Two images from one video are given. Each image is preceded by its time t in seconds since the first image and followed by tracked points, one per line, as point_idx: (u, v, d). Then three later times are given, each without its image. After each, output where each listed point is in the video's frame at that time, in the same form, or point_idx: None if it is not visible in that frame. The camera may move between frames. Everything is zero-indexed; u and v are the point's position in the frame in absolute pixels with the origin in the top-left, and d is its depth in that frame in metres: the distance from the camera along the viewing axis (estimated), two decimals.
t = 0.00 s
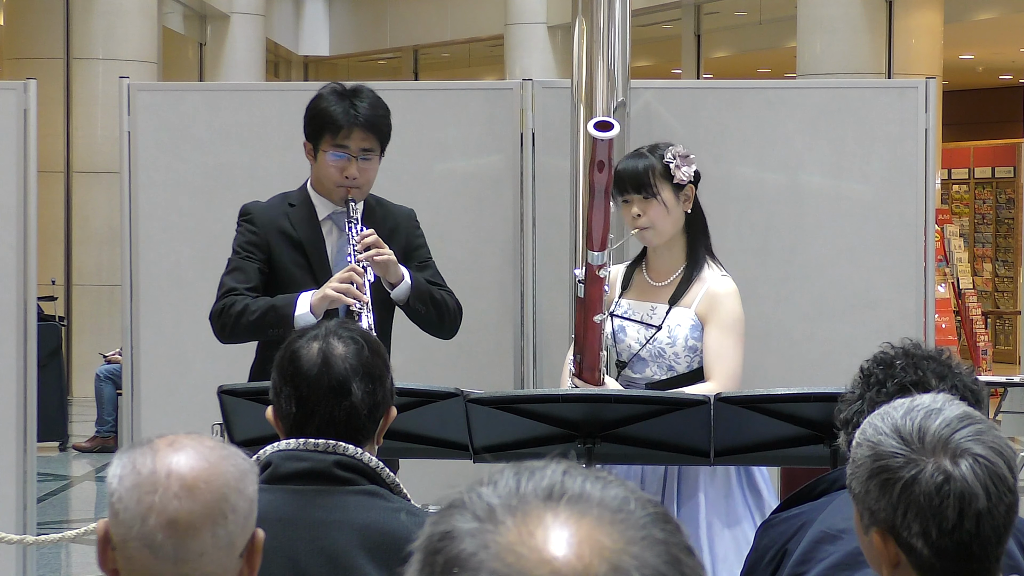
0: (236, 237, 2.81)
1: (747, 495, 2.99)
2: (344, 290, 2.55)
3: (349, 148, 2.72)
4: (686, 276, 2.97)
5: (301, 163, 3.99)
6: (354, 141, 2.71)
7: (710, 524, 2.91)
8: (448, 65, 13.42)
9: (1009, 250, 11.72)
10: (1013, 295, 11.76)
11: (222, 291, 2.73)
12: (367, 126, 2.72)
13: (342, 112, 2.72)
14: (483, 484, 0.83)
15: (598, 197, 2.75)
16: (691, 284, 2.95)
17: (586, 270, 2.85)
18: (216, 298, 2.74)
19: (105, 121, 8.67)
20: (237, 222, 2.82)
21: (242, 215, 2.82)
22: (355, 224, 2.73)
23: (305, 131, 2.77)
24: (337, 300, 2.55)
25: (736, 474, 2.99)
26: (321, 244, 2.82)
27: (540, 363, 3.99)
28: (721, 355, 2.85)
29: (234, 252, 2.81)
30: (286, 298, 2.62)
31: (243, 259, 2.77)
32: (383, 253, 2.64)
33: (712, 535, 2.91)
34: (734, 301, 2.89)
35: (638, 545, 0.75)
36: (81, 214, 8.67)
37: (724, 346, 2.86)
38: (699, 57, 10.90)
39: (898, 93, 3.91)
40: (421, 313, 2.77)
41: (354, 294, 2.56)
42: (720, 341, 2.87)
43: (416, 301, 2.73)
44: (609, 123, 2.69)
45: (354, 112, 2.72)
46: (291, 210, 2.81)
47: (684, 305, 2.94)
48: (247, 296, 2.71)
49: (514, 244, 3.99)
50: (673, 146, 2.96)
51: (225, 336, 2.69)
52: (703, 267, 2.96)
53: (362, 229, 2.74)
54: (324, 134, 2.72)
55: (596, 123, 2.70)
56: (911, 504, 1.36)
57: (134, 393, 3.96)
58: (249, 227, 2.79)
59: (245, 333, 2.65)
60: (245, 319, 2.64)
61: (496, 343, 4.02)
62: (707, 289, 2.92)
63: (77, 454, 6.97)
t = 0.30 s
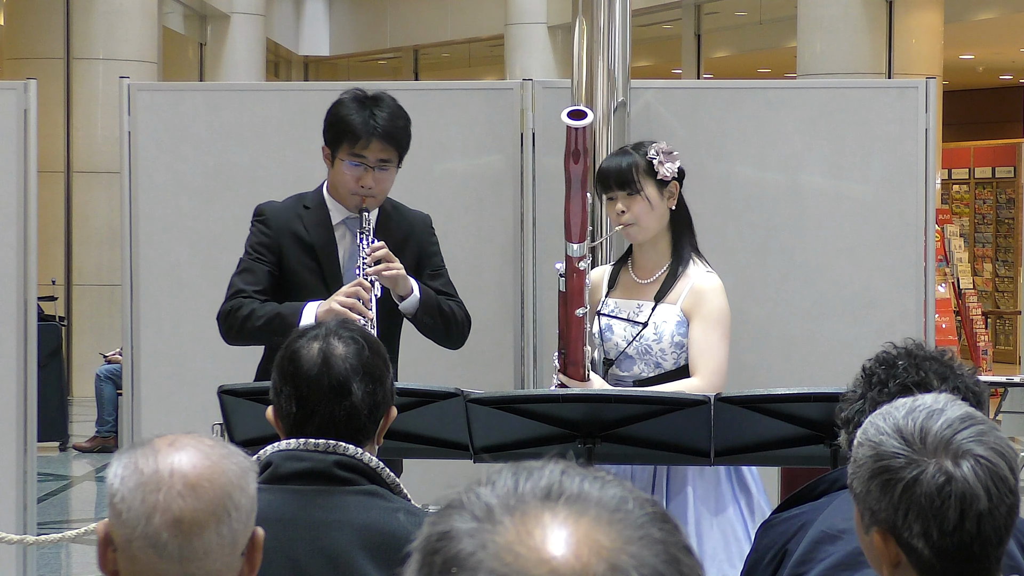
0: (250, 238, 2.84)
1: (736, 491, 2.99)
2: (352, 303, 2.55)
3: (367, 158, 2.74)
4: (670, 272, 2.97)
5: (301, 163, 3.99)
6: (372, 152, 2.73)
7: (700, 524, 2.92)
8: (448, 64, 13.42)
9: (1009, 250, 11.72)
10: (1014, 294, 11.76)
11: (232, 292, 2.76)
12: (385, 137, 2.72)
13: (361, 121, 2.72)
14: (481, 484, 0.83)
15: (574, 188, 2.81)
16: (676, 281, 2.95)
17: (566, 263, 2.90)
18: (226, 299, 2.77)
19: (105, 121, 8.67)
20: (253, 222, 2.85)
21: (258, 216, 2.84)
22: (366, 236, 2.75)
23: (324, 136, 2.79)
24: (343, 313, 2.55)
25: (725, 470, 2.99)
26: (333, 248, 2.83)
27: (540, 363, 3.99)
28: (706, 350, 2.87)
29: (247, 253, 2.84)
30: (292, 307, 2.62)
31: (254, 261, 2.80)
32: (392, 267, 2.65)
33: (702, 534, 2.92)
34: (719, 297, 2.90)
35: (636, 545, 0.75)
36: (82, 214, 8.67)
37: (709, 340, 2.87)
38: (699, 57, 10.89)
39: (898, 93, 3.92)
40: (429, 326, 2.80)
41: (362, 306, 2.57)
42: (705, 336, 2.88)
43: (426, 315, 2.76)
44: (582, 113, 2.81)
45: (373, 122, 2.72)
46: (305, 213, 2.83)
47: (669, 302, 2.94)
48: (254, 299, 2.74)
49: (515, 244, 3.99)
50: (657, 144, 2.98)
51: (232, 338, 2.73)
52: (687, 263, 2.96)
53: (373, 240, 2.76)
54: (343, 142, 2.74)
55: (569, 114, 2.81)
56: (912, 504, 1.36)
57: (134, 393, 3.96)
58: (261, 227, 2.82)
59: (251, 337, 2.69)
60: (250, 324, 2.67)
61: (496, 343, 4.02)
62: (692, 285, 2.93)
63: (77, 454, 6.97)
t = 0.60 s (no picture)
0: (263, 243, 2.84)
1: (736, 490, 2.99)
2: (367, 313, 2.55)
3: (384, 167, 2.71)
4: (661, 277, 2.96)
5: (302, 164, 3.99)
6: (390, 161, 2.70)
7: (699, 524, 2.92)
8: (448, 64, 13.42)
9: (1009, 250, 11.72)
10: (1014, 294, 11.75)
11: (243, 297, 2.76)
12: (403, 147, 2.69)
13: (380, 130, 2.68)
14: (480, 484, 0.83)
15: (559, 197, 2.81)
16: (667, 285, 2.94)
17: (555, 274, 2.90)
18: (238, 303, 2.77)
19: (104, 121, 8.67)
20: (265, 226, 2.85)
21: (270, 219, 2.85)
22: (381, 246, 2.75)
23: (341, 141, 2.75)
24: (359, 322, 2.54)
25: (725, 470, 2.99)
26: (344, 252, 2.83)
27: (541, 364, 3.99)
28: (699, 355, 2.85)
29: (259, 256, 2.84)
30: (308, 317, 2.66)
31: (266, 266, 2.80)
32: (406, 279, 2.67)
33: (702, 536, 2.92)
34: (712, 300, 2.88)
35: (636, 545, 0.75)
36: (82, 214, 8.67)
37: (702, 345, 2.86)
38: (699, 57, 10.89)
39: (898, 92, 3.92)
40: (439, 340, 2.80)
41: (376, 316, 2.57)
42: (699, 341, 2.86)
43: (437, 328, 2.77)
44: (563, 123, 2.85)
45: (393, 131, 2.69)
46: (318, 217, 2.84)
47: (662, 307, 2.93)
48: (266, 306, 2.73)
49: (515, 244, 3.99)
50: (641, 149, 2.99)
51: (244, 343, 2.72)
52: (678, 267, 2.95)
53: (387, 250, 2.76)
54: (361, 150, 2.70)
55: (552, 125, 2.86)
56: (914, 504, 1.36)
57: (135, 393, 3.96)
58: (274, 231, 2.83)
59: (262, 343, 2.68)
60: (263, 330, 2.67)
61: (496, 342, 4.02)
62: (685, 288, 2.92)
63: (78, 454, 6.98)
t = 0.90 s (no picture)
0: (264, 246, 2.83)
1: (740, 493, 3.00)
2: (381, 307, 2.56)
3: (380, 160, 2.71)
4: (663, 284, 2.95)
5: (302, 164, 3.99)
6: (386, 154, 2.70)
7: (705, 527, 2.91)
8: (448, 65, 13.43)
9: (1009, 250, 11.72)
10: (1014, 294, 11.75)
11: (249, 300, 2.74)
12: (398, 139, 2.70)
13: (374, 124, 2.68)
14: (480, 483, 0.83)
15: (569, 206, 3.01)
16: (670, 291, 2.94)
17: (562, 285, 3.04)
18: (244, 308, 2.75)
19: (105, 121, 8.67)
20: (265, 229, 2.84)
21: (269, 223, 2.84)
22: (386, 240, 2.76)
23: (335, 139, 2.75)
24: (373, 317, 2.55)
25: (730, 472, 3.00)
26: (347, 250, 2.84)
27: (541, 364, 3.99)
28: (704, 361, 2.86)
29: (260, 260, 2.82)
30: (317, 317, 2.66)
31: (270, 269, 2.78)
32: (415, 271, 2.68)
33: (707, 538, 2.91)
34: (715, 304, 2.89)
35: (636, 545, 0.75)
36: (82, 214, 8.68)
37: (707, 351, 2.86)
38: (699, 57, 10.89)
39: (898, 92, 3.92)
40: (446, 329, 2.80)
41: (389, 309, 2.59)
42: (702, 346, 2.87)
43: (443, 318, 2.77)
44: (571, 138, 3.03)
45: (387, 124, 2.69)
46: (318, 217, 2.85)
47: (665, 313, 2.93)
48: (274, 308, 2.72)
49: (515, 244, 3.99)
50: (640, 155, 2.96)
51: (253, 348, 2.70)
52: (679, 273, 2.95)
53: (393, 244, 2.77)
54: (356, 147, 2.70)
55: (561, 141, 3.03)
56: (915, 503, 1.36)
57: (135, 393, 3.96)
58: (276, 233, 2.82)
59: (273, 346, 2.66)
60: (272, 332, 2.65)
61: (495, 342, 4.02)
62: (687, 294, 2.92)
63: (78, 454, 6.98)
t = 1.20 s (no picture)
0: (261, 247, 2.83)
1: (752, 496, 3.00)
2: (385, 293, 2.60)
3: (373, 151, 2.72)
4: (682, 280, 2.96)
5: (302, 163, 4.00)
6: (378, 144, 2.71)
7: (717, 532, 2.91)
8: (448, 65, 13.42)
9: (1009, 250, 11.72)
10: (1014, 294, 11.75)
11: (252, 302, 2.74)
12: (389, 129, 2.71)
13: (365, 115, 2.69)
14: (478, 484, 0.83)
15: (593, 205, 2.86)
16: (691, 287, 2.94)
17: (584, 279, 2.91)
18: (248, 310, 2.76)
19: (105, 121, 8.66)
20: (261, 230, 2.84)
21: (265, 223, 2.83)
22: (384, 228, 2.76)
23: (325, 134, 2.75)
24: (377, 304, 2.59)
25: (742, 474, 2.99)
26: (344, 245, 2.84)
27: (541, 364, 3.99)
28: (722, 359, 2.84)
29: (259, 261, 2.82)
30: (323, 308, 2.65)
31: (270, 269, 2.78)
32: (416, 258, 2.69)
33: (719, 541, 2.92)
34: (734, 304, 2.88)
35: (634, 545, 0.75)
36: (83, 214, 8.67)
37: (726, 351, 2.85)
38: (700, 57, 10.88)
39: (899, 92, 3.91)
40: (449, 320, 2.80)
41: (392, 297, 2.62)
42: (720, 347, 2.86)
43: (445, 308, 2.77)
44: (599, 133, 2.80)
45: (377, 114, 2.70)
46: (313, 215, 2.84)
47: (685, 309, 2.93)
48: (278, 307, 2.72)
49: (515, 244, 3.99)
50: (670, 152, 2.96)
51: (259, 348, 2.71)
52: (700, 271, 2.95)
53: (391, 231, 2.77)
54: (348, 138, 2.71)
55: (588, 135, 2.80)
56: (914, 503, 1.36)
57: (135, 393, 3.96)
58: (272, 233, 2.81)
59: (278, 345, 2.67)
60: (277, 331, 2.66)
61: (496, 342, 4.02)
62: (708, 291, 2.91)
63: (79, 454, 6.98)
